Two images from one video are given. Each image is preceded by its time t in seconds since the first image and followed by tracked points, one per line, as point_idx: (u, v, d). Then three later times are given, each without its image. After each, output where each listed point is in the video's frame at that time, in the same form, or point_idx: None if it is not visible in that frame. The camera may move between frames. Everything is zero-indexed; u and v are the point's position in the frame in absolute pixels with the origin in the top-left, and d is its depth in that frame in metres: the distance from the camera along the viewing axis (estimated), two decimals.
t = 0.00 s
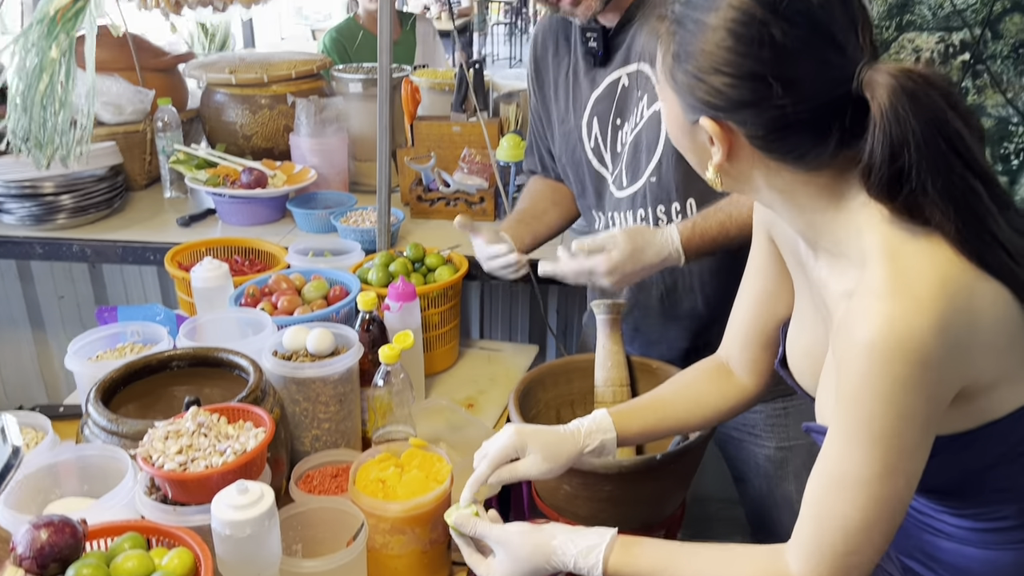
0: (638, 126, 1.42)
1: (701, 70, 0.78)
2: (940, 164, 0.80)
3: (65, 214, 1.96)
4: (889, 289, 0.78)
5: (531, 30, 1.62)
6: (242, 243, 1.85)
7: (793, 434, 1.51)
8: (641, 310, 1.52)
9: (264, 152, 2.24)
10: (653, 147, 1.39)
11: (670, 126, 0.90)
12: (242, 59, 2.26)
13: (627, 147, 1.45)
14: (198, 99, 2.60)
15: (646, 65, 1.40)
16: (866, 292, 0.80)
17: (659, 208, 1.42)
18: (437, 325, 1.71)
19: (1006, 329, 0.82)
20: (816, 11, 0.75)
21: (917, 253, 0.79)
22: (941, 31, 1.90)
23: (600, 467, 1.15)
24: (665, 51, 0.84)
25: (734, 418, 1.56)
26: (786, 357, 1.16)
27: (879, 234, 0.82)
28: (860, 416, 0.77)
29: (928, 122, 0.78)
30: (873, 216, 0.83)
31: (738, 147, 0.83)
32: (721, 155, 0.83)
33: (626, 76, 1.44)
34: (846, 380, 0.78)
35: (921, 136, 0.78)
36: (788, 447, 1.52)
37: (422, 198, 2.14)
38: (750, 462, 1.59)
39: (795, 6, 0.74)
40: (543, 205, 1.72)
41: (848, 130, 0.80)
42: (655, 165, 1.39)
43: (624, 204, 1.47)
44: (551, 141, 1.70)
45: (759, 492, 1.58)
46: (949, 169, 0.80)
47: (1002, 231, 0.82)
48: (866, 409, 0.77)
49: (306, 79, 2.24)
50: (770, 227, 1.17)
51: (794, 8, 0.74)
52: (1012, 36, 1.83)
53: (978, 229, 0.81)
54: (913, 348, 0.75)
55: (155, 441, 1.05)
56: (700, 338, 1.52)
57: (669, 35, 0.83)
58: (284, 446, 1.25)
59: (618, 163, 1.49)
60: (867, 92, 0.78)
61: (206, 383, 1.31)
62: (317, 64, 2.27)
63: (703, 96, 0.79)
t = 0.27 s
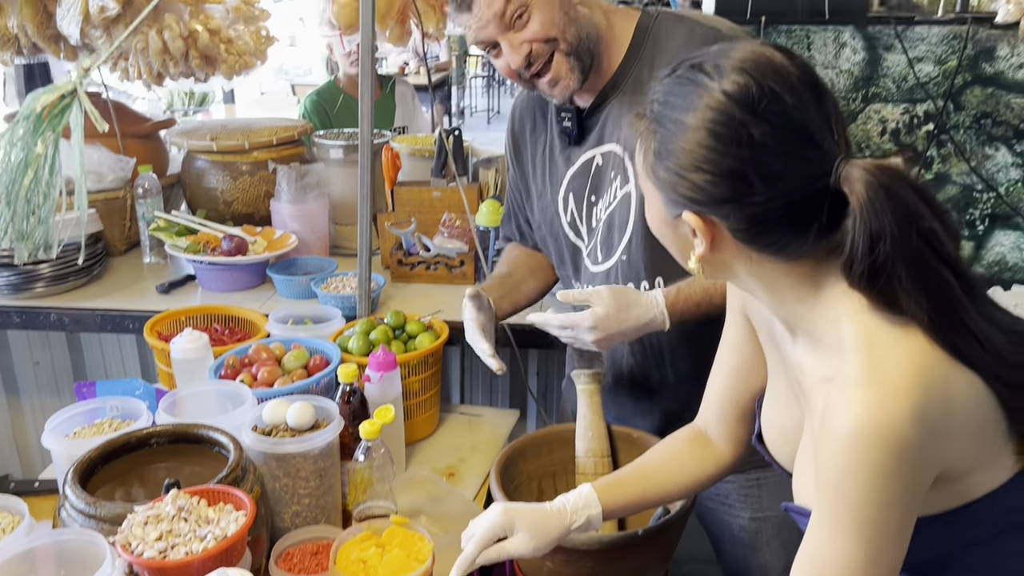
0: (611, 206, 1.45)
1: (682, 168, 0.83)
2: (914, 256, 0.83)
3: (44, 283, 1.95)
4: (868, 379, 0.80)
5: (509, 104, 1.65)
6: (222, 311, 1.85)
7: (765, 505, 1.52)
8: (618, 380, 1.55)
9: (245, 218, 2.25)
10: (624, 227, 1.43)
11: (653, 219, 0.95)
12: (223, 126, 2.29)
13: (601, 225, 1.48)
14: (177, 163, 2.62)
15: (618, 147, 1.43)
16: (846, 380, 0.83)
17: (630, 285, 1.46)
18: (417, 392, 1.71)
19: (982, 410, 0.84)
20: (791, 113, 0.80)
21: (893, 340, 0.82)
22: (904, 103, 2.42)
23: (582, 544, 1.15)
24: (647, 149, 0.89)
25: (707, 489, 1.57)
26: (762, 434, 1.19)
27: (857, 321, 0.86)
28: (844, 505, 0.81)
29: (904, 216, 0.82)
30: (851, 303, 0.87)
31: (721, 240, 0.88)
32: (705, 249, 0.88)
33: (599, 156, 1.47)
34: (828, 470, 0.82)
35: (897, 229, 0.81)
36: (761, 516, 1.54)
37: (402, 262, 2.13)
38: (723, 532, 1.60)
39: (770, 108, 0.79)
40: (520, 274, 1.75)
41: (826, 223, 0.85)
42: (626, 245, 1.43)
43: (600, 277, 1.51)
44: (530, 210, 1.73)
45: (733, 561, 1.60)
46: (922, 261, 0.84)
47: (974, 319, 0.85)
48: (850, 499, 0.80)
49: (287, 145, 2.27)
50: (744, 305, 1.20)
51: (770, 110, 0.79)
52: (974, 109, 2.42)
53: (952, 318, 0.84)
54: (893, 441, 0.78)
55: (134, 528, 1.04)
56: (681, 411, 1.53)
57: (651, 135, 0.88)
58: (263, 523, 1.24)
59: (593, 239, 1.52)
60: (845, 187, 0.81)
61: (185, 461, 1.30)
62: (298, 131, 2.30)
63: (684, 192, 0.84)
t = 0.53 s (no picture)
0: (585, 260, 1.47)
1: (659, 236, 0.89)
2: (890, 317, 0.90)
3: (14, 342, 1.93)
4: (848, 442, 0.85)
5: (486, 159, 1.68)
6: (196, 370, 1.84)
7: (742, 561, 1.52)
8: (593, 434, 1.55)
9: (220, 275, 2.25)
10: (599, 281, 1.44)
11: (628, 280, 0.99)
12: (199, 184, 2.30)
13: (576, 280, 1.50)
14: (152, 219, 2.61)
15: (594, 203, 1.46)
16: (828, 442, 0.88)
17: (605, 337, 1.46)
18: (393, 450, 1.70)
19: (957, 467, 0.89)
20: (762, 182, 0.87)
21: (870, 402, 0.87)
22: (870, 160, 2.45)
23: None
24: (622, 214, 0.95)
25: (683, 546, 1.56)
26: (737, 491, 1.19)
27: (837, 384, 0.90)
28: (830, 562, 0.85)
29: (878, 280, 0.88)
30: (828, 366, 0.92)
31: (698, 304, 0.93)
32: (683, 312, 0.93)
33: (576, 211, 1.49)
34: (815, 528, 0.86)
35: (871, 291, 0.88)
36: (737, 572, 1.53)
37: (378, 317, 2.12)
38: None
39: (742, 177, 0.86)
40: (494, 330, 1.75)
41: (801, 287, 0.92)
42: (600, 298, 1.45)
43: (575, 330, 1.51)
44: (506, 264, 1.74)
45: None
46: (898, 322, 0.90)
47: (950, 380, 0.91)
48: (835, 556, 0.85)
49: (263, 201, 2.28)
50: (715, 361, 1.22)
51: (741, 179, 0.86)
52: (937, 163, 2.42)
53: (929, 379, 0.89)
54: (875, 503, 0.82)
55: None
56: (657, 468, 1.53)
57: (626, 202, 0.94)
58: None
59: (569, 293, 1.53)
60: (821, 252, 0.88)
61: (156, 525, 1.28)
62: (274, 188, 2.32)
63: (661, 259, 0.90)
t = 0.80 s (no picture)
0: (553, 313, 1.48)
1: (624, 294, 0.90)
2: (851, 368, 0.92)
3: None
4: (820, 496, 0.86)
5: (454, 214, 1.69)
6: (161, 429, 1.82)
7: None
8: (563, 489, 1.55)
9: (188, 332, 2.23)
10: (566, 334, 1.45)
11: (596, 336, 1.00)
12: (168, 240, 2.29)
13: (543, 332, 1.50)
14: (120, 276, 2.59)
15: (560, 257, 1.47)
16: (798, 493, 0.89)
17: (573, 390, 1.47)
18: (362, 509, 1.68)
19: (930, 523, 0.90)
20: (723, 240, 0.89)
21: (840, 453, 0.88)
22: (830, 215, 2.37)
23: None
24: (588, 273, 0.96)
25: None
26: (707, 544, 1.19)
27: (807, 436, 0.91)
28: None
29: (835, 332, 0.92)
30: (797, 419, 0.93)
31: (665, 359, 0.93)
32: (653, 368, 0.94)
33: (542, 265, 1.50)
34: None
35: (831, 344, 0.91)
36: None
37: (348, 372, 2.11)
38: None
39: (701, 237, 0.88)
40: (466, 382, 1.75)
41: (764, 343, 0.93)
42: (568, 351, 1.46)
43: (544, 383, 1.52)
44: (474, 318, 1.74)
45: None
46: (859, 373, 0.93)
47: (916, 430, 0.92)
48: None
49: (232, 258, 2.27)
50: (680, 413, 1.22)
51: (701, 238, 0.88)
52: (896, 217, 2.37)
53: (892, 429, 0.90)
54: (846, 552, 0.83)
55: None
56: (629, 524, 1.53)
57: (591, 262, 0.95)
58: None
59: (536, 346, 1.54)
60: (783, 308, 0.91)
61: None
62: (244, 244, 2.32)
63: (627, 316, 0.91)
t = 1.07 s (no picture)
0: (532, 354, 1.47)
1: (603, 331, 0.92)
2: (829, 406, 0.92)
3: None
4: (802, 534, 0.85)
5: (429, 253, 1.68)
6: (127, 480, 1.78)
7: None
8: (539, 536, 1.53)
9: (156, 380, 2.20)
10: (547, 376, 1.44)
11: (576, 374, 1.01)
12: (136, 287, 2.27)
13: (520, 374, 1.50)
14: (86, 325, 2.56)
15: (538, 299, 1.47)
16: (780, 531, 0.88)
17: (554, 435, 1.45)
18: (333, 560, 1.65)
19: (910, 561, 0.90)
20: (700, 280, 0.90)
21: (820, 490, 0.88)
22: (798, 257, 1.96)
23: None
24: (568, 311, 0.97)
25: None
26: None
27: (784, 472, 0.91)
28: None
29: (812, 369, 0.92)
30: (775, 456, 0.93)
31: (643, 398, 0.95)
32: (631, 406, 0.95)
33: (518, 305, 1.50)
34: None
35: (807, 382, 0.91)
36: None
37: (319, 420, 2.09)
38: None
39: (680, 277, 0.89)
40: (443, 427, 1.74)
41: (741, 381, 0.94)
42: (550, 393, 1.45)
43: (522, 426, 1.50)
44: (450, 357, 1.73)
45: None
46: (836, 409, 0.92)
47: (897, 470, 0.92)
48: None
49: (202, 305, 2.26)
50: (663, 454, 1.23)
51: (679, 278, 0.89)
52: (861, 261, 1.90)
53: (869, 467, 0.89)
54: None
55: None
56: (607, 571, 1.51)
57: (571, 299, 0.96)
58: None
59: (512, 387, 1.53)
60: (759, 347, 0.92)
61: None
62: (214, 290, 2.30)
63: (606, 353, 0.92)
